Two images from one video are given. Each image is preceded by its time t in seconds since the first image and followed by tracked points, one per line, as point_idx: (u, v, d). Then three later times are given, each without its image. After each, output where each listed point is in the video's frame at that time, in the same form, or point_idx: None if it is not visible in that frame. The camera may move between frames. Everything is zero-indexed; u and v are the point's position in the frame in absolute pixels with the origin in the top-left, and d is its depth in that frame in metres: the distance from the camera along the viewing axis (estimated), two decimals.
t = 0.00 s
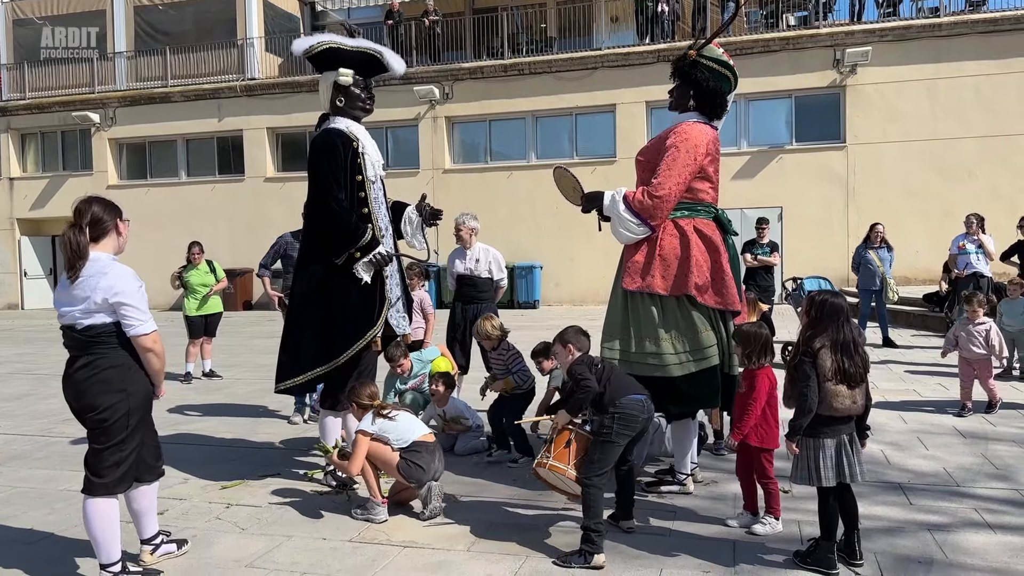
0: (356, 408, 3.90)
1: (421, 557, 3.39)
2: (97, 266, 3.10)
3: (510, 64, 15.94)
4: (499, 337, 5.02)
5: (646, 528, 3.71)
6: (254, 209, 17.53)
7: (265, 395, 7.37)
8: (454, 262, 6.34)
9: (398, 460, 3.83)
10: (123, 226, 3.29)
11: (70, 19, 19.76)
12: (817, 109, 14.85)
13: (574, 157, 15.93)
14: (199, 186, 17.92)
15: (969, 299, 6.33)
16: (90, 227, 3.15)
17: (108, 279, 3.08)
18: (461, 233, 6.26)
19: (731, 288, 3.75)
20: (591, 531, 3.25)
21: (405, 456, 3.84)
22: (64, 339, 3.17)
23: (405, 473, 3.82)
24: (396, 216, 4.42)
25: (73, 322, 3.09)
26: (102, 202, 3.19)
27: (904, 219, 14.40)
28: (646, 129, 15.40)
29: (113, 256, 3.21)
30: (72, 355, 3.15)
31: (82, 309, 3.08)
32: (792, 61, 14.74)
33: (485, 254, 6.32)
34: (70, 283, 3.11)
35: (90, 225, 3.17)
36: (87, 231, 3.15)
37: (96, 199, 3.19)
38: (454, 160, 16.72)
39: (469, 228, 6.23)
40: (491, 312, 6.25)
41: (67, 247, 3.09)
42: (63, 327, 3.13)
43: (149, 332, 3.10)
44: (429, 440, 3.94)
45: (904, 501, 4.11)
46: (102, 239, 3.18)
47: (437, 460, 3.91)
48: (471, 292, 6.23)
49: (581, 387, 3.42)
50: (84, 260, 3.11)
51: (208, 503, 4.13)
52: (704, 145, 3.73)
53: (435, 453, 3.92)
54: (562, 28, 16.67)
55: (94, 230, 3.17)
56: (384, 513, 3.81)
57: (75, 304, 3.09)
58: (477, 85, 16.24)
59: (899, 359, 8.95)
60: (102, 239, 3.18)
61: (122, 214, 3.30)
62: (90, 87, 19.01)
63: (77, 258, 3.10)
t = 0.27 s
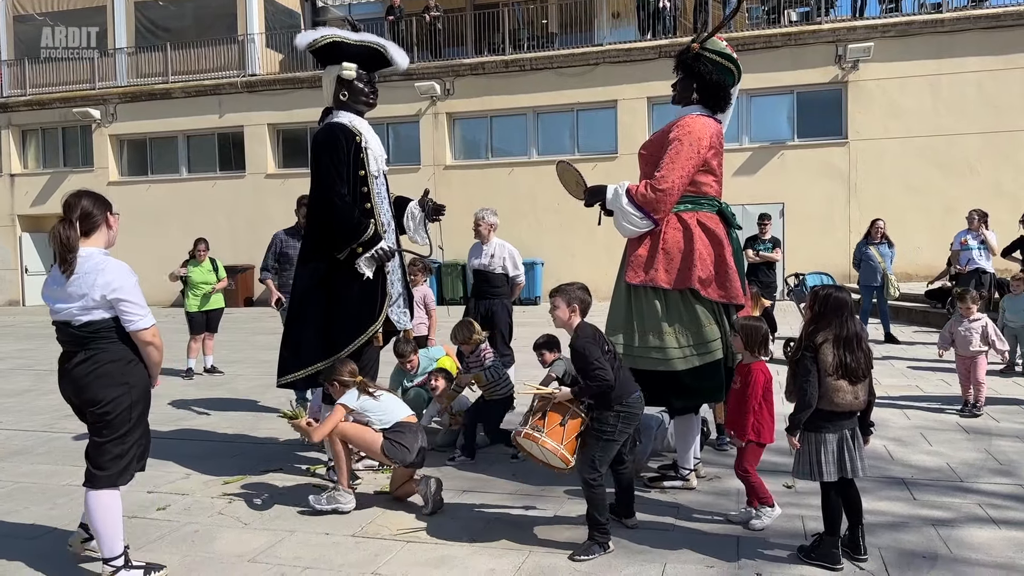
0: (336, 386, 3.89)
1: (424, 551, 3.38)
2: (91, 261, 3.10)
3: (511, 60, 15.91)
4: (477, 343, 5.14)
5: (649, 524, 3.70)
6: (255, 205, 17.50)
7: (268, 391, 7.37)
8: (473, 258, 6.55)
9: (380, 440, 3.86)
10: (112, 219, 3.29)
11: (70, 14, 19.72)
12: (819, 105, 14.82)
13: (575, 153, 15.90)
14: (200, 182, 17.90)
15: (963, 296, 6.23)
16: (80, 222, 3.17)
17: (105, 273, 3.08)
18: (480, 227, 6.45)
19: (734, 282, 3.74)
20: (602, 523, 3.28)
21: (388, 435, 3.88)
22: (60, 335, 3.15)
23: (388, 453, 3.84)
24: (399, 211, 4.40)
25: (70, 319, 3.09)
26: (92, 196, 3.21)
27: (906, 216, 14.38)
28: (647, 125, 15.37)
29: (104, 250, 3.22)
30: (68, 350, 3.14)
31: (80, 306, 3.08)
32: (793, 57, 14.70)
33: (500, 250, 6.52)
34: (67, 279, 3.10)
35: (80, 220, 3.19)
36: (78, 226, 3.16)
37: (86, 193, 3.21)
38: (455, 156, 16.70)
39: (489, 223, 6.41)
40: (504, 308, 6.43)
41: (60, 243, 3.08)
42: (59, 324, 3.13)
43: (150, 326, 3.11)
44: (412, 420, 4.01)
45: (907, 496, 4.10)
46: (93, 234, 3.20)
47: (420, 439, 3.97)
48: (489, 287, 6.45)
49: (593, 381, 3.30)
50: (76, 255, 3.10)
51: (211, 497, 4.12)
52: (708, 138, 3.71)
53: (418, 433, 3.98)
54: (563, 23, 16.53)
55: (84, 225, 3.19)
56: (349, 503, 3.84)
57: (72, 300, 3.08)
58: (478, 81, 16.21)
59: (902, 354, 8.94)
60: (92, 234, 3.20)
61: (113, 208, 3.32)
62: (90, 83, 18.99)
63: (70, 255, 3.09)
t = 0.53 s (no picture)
0: (301, 391, 3.78)
1: (431, 548, 3.38)
2: (87, 257, 3.10)
3: (513, 56, 15.88)
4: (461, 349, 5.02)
5: (655, 521, 3.68)
6: (257, 202, 17.50)
7: (271, 388, 7.37)
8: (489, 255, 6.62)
9: (360, 428, 3.82)
10: (106, 216, 3.27)
11: (72, 10, 19.70)
12: (822, 101, 14.78)
13: (578, 150, 15.88)
14: (202, 179, 17.89)
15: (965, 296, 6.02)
16: (76, 219, 3.15)
17: (100, 269, 3.08)
18: (496, 223, 6.48)
19: (740, 278, 3.73)
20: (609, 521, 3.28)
21: (365, 424, 3.82)
22: (52, 331, 3.15)
23: (372, 439, 3.80)
24: (403, 208, 4.39)
25: (64, 314, 3.09)
26: (88, 194, 3.18)
27: (910, 212, 14.34)
28: (650, 121, 15.34)
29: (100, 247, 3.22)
30: (60, 345, 3.14)
31: (74, 301, 3.08)
32: (797, 53, 14.66)
33: (513, 247, 6.54)
34: (61, 276, 3.10)
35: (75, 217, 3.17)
36: (74, 223, 3.15)
37: (81, 191, 3.18)
38: (458, 152, 16.68)
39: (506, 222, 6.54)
40: (513, 306, 6.50)
41: (55, 241, 3.08)
42: (53, 319, 3.13)
43: (143, 323, 3.13)
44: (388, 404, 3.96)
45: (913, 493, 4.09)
46: (89, 231, 3.18)
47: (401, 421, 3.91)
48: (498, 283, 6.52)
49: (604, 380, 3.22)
50: (72, 252, 3.11)
51: (216, 494, 4.12)
52: (713, 133, 3.70)
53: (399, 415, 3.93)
54: (565, 19, 16.51)
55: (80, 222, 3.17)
56: (344, 501, 3.84)
57: (65, 295, 3.08)
58: (481, 77, 16.19)
59: (906, 351, 8.92)
60: (88, 231, 3.18)
61: (107, 205, 3.31)
62: (92, 80, 18.99)
63: (65, 252, 3.09)
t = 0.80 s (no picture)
0: (297, 407, 3.88)
1: (435, 546, 3.39)
2: (82, 259, 3.12)
3: (516, 53, 15.86)
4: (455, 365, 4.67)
5: (659, 520, 3.69)
6: (261, 200, 17.50)
7: (275, 386, 7.38)
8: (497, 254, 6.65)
9: (365, 419, 3.88)
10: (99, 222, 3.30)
11: (74, 7, 19.70)
12: (825, 98, 14.75)
13: (581, 147, 15.86)
14: (205, 176, 17.90)
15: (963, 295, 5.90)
16: (72, 221, 3.19)
17: (94, 272, 3.11)
18: (507, 221, 6.63)
19: (743, 277, 3.72)
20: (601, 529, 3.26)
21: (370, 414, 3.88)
22: (36, 330, 3.18)
23: (379, 424, 3.86)
24: (407, 206, 4.40)
25: (48, 314, 3.12)
26: (83, 198, 3.22)
27: (914, 209, 14.31)
28: (654, 118, 15.32)
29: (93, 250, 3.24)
30: (43, 345, 3.17)
31: (62, 301, 3.10)
32: (800, 50, 14.63)
33: (522, 245, 6.59)
34: (53, 274, 3.13)
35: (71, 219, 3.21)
36: (70, 225, 3.17)
37: (77, 195, 3.21)
38: (461, 150, 16.67)
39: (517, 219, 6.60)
40: (522, 303, 6.51)
41: (54, 240, 3.10)
42: (37, 318, 3.16)
43: (128, 329, 3.15)
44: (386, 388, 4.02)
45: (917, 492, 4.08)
46: (84, 234, 3.21)
47: (402, 403, 3.98)
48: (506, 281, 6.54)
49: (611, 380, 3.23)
50: (68, 252, 3.13)
51: (221, 493, 4.13)
52: (717, 133, 3.69)
53: (399, 398, 3.99)
54: (568, 16, 16.50)
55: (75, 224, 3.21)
56: (349, 500, 3.84)
57: (53, 295, 3.11)
58: (484, 74, 16.17)
59: (910, 349, 8.91)
60: (82, 233, 3.21)
61: (101, 209, 3.33)
62: (96, 77, 19.01)
63: (63, 251, 3.11)
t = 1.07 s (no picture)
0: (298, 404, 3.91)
1: (437, 547, 3.39)
2: (63, 261, 3.14)
3: (519, 51, 15.84)
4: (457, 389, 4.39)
5: (660, 521, 3.68)
6: (264, 198, 17.51)
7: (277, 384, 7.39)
8: (500, 252, 6.67)
9: (362, 402, 3.86)
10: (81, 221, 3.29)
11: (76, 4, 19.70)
12: (829, 96, 14.71)
13: (584, 145, 15.84)
14: (208, 174, 17.91)
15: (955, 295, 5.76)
16: (51, 221, 3.20)
17: (76, 272, 3.12)
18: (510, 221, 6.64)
19: (742, 278, 3.72)
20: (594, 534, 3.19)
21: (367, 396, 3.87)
22: (27, 331, 3.20)
23: (377, 403, 3.85)
24: (409, 206, 4.39)
25: (37, 316, 3.14)
26: (64, 198, 3.22)
27: (917, 207, 14.28)
28: (656, 116, 15.30)
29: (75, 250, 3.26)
30: (34, 346, 3.20)
31: (47, 303, 3.12)
32: (804, 47, 14.59)
33: (525, 243, 6.64)
34: (36, 277, 3.14)
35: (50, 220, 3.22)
36: (49, 225, 3.19)
37: (58, 195, 3.21)
38: (463, 147, 16.65)
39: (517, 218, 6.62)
40: (527, 301, 6.53)
41: (31, 241, 3.13)
42: (26, 320, 3.18)
43: (114, 326, 3.16)
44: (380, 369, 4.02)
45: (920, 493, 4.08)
46: (64, 234, 3.22)
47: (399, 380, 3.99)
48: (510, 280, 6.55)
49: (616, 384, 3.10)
50: (47, 252, 3.15)
51: (223, 492, 4.14)
52: (719, 133, 3.68)
53: (395, 376, 3.99)
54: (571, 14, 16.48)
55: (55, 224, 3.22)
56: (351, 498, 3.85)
57: (39, 297, 3.13)
58: (487, 72, 16.15)
59: (913, 348, 8.89)
60: (62, 233, 3.22)
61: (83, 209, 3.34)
62: (99, 75, 19.04)
63: (41, 251, 3.13)
